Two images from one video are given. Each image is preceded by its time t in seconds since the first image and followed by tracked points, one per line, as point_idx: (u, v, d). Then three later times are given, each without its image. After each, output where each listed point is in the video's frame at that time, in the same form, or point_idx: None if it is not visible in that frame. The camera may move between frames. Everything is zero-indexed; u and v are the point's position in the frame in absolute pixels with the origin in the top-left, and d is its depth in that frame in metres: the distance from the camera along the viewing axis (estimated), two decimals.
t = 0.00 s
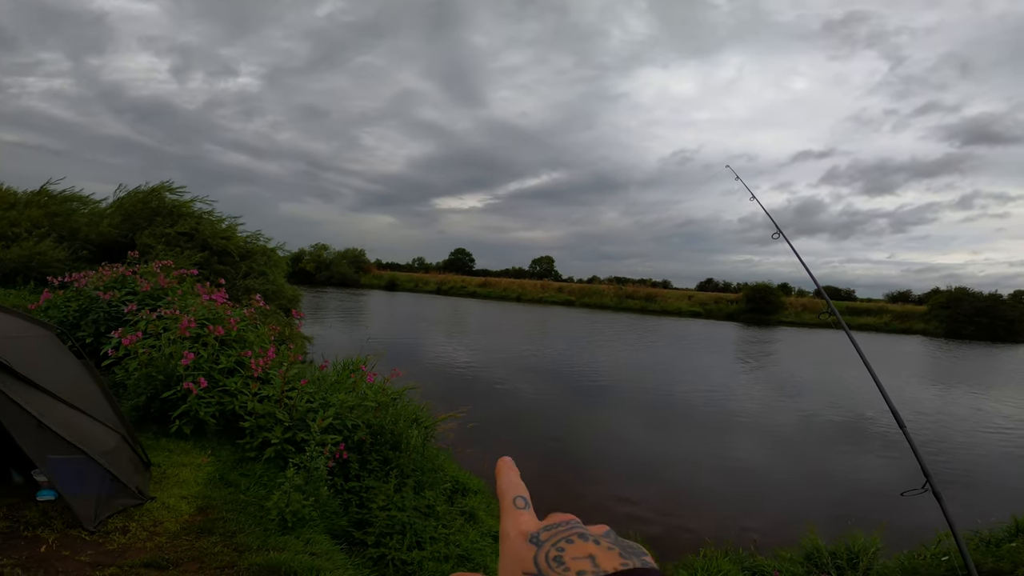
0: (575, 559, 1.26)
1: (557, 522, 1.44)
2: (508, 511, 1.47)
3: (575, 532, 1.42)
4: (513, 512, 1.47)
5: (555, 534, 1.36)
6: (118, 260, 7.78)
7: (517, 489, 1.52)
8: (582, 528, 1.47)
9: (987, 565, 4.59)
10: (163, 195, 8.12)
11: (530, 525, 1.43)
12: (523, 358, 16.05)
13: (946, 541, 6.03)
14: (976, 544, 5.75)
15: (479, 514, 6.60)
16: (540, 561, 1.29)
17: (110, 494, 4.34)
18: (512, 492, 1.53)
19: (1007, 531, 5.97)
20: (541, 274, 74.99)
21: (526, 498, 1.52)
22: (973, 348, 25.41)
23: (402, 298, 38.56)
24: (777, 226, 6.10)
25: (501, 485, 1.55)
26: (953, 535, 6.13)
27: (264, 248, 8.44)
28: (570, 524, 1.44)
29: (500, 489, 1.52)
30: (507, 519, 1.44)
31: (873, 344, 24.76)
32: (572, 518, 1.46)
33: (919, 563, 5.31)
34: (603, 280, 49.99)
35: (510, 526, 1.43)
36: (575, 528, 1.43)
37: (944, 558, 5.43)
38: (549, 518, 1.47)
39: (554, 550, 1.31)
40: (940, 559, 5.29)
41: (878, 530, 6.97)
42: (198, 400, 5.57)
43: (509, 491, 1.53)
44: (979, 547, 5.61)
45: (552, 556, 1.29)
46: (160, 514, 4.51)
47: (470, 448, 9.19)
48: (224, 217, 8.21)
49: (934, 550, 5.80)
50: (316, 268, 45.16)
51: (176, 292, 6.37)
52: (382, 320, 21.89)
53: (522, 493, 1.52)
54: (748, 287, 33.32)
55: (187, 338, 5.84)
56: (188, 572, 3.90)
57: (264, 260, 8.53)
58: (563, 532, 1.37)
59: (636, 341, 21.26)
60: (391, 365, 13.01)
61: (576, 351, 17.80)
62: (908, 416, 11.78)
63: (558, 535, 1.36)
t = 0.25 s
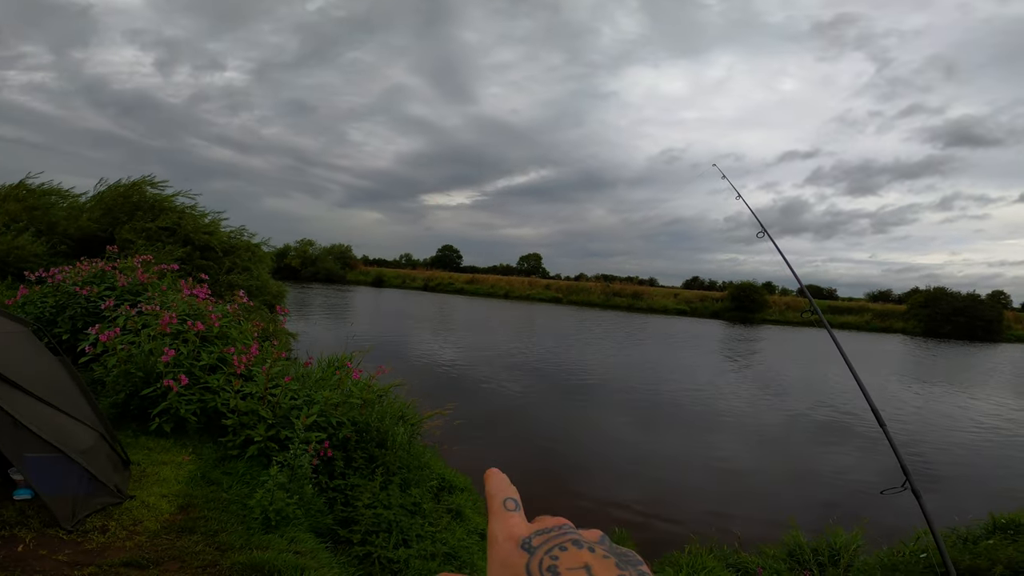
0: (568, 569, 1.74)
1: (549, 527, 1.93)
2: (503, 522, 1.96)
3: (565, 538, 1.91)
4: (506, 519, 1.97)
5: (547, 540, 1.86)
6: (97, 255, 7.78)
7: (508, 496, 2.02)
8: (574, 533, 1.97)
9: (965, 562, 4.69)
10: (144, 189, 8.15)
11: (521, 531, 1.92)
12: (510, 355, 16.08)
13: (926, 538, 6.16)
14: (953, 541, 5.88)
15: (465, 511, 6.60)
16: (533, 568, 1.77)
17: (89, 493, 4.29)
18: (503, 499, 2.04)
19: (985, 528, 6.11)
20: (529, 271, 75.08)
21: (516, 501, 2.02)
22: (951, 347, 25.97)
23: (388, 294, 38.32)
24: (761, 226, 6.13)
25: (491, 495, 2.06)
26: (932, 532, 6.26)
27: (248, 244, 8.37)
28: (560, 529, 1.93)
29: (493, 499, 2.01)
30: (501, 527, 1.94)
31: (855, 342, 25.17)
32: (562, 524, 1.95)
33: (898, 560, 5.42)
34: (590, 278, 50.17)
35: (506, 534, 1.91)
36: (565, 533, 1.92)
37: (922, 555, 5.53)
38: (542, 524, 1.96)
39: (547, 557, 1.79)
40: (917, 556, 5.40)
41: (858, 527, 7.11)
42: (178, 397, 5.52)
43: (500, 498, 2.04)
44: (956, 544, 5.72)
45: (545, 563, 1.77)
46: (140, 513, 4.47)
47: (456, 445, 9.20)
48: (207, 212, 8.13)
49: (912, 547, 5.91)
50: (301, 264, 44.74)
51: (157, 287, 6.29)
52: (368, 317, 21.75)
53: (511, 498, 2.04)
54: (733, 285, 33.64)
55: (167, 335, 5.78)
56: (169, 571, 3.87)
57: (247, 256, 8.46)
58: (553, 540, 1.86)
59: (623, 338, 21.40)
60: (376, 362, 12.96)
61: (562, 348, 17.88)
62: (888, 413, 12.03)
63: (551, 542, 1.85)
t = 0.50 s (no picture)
0: None
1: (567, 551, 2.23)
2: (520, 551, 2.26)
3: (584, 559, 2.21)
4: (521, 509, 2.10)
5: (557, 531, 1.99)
6: (83, 254, 7.70)
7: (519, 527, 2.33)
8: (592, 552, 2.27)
9: (957, 560, 4.74)
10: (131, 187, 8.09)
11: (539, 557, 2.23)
12: (502, 356, 16.08)
13: (918, 537, 6.21)
14: (943, 540, 5.93)
15: (459, 512, 6.58)
16: None
17: (75, 495, 4.24)
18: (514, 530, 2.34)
19: (975, 526, 6.19)
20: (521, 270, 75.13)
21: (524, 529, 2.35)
22: (938, 346, 26.33)
23: (380, 294, 38.15)
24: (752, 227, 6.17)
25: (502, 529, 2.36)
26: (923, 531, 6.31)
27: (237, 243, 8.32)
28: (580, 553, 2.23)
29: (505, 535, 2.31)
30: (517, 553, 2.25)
31: (845, 341, 25.42)
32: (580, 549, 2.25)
33: (891, 559, 5.47)
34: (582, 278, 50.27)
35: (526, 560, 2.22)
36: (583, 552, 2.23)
37: (913, 554, 5.57)
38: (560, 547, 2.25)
39: None
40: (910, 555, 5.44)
41: (849, 525, 7.18)
42: (166, 399, 5.47)
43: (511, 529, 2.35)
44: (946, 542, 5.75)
45: None
46: (128, 516, 4.43)
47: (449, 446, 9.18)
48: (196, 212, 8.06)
49: (904, 545, 5.96)
50: (292, 263, 44.43)
51: (144, 287, 6.23)
52: (359, 317, 21.63)
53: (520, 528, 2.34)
54: (724, 285, 33.85)
55: (155, 335, 5.72)
56: None
57: (237, 256, 8.40)
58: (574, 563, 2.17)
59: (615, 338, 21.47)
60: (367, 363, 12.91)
61: (554, 348, 17.90)
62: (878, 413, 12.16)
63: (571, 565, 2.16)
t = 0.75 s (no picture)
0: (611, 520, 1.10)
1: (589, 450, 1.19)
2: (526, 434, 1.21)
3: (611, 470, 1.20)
4: (528, 429, 1.23)
5: (582, 471, 1.15)
6: (77, 258, 7.59)
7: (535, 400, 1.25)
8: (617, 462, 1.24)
9: (957, 562, 4.76)
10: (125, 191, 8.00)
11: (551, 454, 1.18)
12: (498, 360, 16.04)
13: (918, 540, 6.21)
14: (942, 542, 5.94)
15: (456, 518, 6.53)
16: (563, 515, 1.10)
17: (66, 502, 4.16)
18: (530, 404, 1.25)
19: (974, 529, 6.21)
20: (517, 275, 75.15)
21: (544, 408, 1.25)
22: (931, 349, 26.57)
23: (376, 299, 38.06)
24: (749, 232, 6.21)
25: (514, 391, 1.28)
26: (921, 534, 6.32)
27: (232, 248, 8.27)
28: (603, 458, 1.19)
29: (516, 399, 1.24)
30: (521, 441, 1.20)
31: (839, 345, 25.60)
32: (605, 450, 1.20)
33: (890, 561, 5.48)
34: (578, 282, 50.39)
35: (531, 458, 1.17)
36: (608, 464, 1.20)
37: (912, 556, 5.57)
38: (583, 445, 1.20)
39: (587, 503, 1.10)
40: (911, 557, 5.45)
41: (848, 528, 7.19)
42: (159, 404, 5.40)
43: (528, 402, 1.25)
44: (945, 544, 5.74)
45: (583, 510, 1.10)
46: (121, 523, 4.36)
47: (445, 451, 9.14)
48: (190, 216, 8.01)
49: (903, 548, 5.96)
50: (288, 268, 44.24)
51: (138, 292, 6.17)
52: (356, 321, 21.56)
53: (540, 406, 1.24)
54: (720, 289, 34.03)
55: (148, 340, 5.66)
56: None
57: (232, 260, 8.35)
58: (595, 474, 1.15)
59: (611, 342, 21.50)
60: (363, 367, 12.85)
61: (550, 353, 17.89)
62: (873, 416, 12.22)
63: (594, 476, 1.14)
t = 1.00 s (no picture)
0: (578, 468, 1.28)
1: (559, 424, 1.47)
2: (508, 410, 1.48)
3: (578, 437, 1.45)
4: (515, 411, 1.48)
5: (556, 436, 1.40)
6: (85, 267, 7.61)
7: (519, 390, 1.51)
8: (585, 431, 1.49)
9: (977, 566, 4.66)
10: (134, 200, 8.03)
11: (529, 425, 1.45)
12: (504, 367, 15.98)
13: (934, 546, 6.10)
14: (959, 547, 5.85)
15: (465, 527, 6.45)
16: (537, 466, 1.33)
17: (74, 510, 4.13)
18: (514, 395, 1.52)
19: (990, 534, 6.11)
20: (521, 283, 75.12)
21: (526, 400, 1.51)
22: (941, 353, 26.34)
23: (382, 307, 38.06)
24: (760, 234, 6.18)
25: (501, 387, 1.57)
26: (936, 539, 6.21)
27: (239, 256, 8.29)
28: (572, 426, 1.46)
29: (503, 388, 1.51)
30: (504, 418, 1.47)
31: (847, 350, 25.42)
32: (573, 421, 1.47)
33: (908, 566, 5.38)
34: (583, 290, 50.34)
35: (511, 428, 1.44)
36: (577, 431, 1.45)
37: (929, 561, 5.47)
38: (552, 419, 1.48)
39: (554, 454, 1.34)
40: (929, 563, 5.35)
41: (861, 534, 7.08)
42: (167, 413, 5.38)
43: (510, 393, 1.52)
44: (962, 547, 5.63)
45: (553, 460, 1.32)
46: (129, 531, 4.32)
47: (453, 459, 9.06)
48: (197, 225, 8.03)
49: (919, 554, 5.86)
50: (293, 277, 44.28)
51: (146, 301, 6.18)
52: (362, 329, 21.56)
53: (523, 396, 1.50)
54: (725, 295, 33.99)
55: (156, 349, 5.65)
56: None
57: (239, 269, 8.37)
58: (563, 436, 1.40)
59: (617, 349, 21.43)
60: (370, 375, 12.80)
61: (556, 360, 17.83)
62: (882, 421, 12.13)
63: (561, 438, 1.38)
